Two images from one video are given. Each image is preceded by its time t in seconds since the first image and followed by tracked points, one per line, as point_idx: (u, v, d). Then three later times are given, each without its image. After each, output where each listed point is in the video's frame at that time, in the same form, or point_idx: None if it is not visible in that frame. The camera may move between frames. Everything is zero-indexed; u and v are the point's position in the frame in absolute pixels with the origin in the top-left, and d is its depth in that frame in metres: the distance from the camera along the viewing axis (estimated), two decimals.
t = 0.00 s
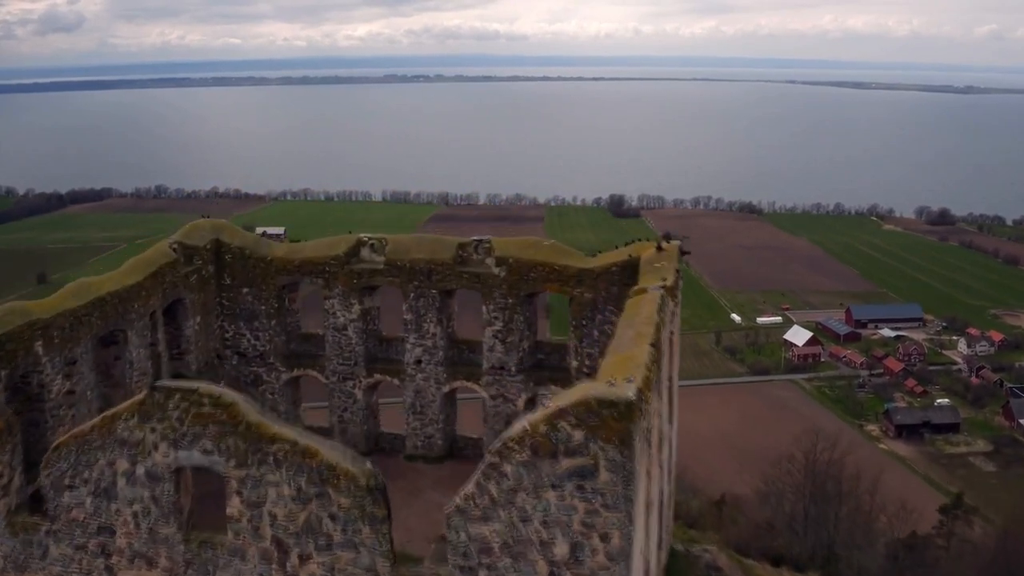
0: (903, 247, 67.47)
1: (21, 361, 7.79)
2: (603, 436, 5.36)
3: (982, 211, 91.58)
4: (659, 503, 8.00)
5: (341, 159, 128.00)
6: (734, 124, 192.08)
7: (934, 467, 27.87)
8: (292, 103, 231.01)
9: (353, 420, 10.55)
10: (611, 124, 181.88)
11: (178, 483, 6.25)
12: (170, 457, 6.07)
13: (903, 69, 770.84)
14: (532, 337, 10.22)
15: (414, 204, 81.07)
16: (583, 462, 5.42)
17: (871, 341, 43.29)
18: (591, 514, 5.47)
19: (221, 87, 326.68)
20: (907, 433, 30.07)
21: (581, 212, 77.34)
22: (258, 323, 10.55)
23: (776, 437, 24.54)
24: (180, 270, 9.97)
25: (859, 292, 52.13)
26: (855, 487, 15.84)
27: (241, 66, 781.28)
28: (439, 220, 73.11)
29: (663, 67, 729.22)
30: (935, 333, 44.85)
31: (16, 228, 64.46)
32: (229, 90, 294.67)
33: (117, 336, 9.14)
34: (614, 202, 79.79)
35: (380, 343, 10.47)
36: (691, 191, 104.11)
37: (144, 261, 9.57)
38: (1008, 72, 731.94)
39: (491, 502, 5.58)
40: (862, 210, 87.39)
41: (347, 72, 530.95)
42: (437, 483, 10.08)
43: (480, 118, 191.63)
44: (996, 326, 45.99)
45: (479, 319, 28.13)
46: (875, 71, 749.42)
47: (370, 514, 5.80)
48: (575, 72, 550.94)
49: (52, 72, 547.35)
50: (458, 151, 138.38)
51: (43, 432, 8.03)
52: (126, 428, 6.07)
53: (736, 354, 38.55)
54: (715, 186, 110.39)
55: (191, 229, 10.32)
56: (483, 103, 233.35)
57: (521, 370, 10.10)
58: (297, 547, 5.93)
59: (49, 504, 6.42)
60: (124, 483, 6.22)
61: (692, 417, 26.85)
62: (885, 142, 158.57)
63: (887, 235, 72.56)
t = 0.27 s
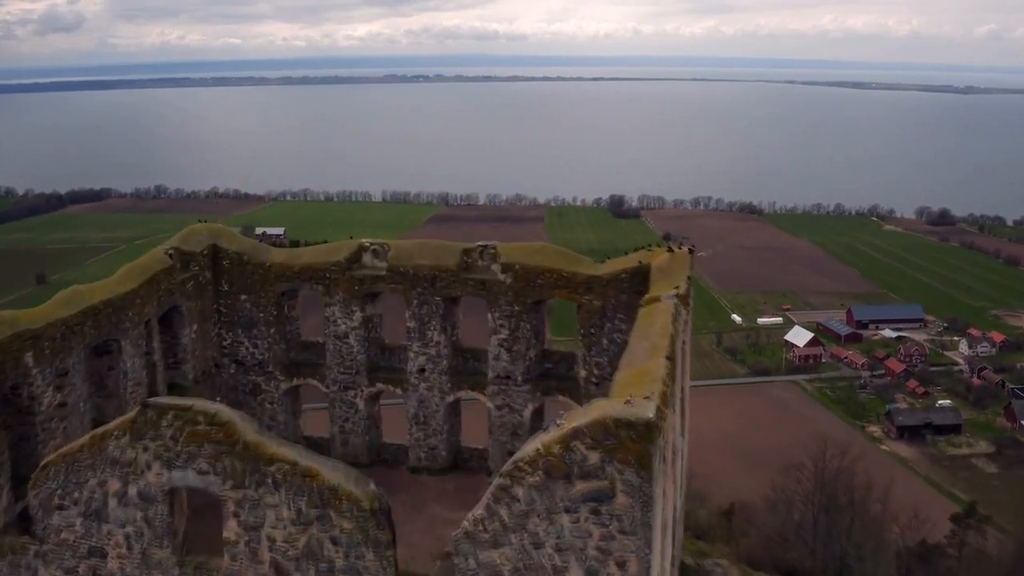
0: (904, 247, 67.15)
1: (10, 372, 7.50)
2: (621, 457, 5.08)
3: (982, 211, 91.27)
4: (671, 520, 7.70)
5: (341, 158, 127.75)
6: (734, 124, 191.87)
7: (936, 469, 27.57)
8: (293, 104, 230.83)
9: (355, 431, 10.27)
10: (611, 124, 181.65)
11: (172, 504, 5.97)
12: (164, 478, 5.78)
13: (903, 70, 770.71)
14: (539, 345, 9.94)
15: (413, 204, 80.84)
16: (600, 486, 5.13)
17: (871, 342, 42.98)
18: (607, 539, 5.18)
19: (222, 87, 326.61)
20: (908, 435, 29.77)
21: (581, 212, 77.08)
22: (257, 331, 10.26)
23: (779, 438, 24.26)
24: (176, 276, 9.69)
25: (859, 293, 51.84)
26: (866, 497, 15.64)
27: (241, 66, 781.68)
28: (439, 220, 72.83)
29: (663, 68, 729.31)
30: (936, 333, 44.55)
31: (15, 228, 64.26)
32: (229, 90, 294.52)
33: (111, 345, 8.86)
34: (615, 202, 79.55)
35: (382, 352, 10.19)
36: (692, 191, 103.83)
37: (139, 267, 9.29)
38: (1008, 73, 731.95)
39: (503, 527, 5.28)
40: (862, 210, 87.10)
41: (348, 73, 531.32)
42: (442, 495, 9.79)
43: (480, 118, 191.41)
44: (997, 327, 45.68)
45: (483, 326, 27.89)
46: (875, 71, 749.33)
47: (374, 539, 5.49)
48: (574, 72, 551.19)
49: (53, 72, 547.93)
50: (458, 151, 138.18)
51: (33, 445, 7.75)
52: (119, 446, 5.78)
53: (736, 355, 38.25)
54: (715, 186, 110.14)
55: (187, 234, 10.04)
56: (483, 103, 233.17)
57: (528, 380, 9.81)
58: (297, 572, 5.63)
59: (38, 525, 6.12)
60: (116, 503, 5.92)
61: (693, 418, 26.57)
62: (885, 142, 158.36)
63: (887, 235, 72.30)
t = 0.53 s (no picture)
0: (904, 248, 66.86)
1: None
2: (642, 488, 4.73)
3: (983, 212, 90.95)
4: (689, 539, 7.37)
5: (341, 159, 127.51)
6: (734, 124, 191.71)
7: (939, 471, 27.23)
8: (293, 104, 230.66)
9: (356, 445, 9.91)
10: (611, 124, 181.42)
11: (164, 533, 5.63)
12: (155, 505, 5.44)
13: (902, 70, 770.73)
14: (547, 357, 9.60)
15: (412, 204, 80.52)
16: (622, 516, 4.78)
17: (873, 343, 42.65)
18: (631, 572, 4.82)
19: (222, 87, 326.60)
20: (911, 436, 29.42)
21: (580, 213, 76.75)
22: (255, 341, 9.91)
23: (783, 442, 23.93)
24: (170, 284, 9.34)
25: (860, 294, 51.52)
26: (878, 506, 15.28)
27: (242, 66, 783.88)
28: (438, 220, 72.56)
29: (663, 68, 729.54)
30: (938, 334, 44.20)
31: (13, 228, 63.94)
32: (230, 91, 294.50)
33: (103, 358, 8.52)
34: (614, 203, 79.26)
35: (384, 363, 9.88)
36: (692, 191, 103.54)
37: (132, 275, 8.94)
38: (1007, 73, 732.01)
39: (516, 562, 4.93)
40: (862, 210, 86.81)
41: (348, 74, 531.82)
42: (447, 512, 9.42)
43: (479, 118, 191.18)
44: (999, 328, 45.33)
45: (487, 337, 27.45)
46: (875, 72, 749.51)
47: (377, 571, 5.15)
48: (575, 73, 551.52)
49: (54, 73, 548.53)
50: (458, 151, 137.90)
51: (21, 465, 7.44)
52: (107, 471, 5.43)
53: (737, 356, 37.88)
54: (715, 186, 109.85)
55: (183, 240, 9.71)
56: (483, 104, 232.95)
57: (536, 393, 9.47)
58: None
59: (21, 554, 5.74)
60: (104, 532, 5.58)
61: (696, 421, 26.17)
62: (885, 142, 158.18)
63: (887, 235, 72.01)
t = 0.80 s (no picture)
0: (906, 249, 66.41)
1: None
2: (669, 521, 4.38)
3: (984, 212, 90.51)
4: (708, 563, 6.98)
5: (341, 159, 127.13)
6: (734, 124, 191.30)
7: (941, 473, 26.83)
8: (293, 104, 230.32)
9: (357, 459, 9.55)
10: (611, 124, 181.01)
11: (155, 563, 5.28)
12: (144, 536, 5.09)
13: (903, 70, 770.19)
14: (557, 367, 9.24)
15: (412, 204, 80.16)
16: (646, 553, 4.44)
17: (875, 344, 42.22)
18: None
19: (222, 87, 326.21)
20: (913, 438, 29.03)
21: (580, 213, 76.36)
22: (253, 352, 9.57)
23: (788, 445, 23.61)
24: (166, 293, 9.00)
25: (861, 295, 51.11)
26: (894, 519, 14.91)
27: (243, 66, 783.63)
28: (437, 221, 72.16)
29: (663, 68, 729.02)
30: (939, 335, 43.79)
31: (10, 229, 63.59)
32: (230, 91, 294.11)
33: (94, 371, 8.17)
34: (614, 203, 78.88)
35: (387, 374, 9.53)
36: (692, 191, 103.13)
37: (125, 283, 8.60)
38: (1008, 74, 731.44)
39: None
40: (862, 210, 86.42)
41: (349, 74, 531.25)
42: (452, 528, 9.05)
43: (479, 119, 190.85)
44: (1001, 329, 44.90)
45: (491, 337, 26.78)
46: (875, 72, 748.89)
47: None
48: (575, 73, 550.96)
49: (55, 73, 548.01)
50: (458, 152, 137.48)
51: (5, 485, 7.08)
52: (93, 500, 5.11)
53: (738, 357, 37.48)
54: (716, 186, 109.43)
55: (178, 248, 9.35)
56: (484, 104, 232.59)
57: (544, 405, 9.11)
58: None
59: None
60: (91, 564, 5.24)
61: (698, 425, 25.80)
62: (885, 142, 157.80)
63: (888, 236, 71.62)
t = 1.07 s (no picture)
0: (906, 249, 66.02)
1: None
2: (701, 560, 4.03)
3: (985, 212, 90.09)
4: None
5: (341, 159, 126.80)
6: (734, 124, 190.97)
7: (944, 474, 26.43)
8: (294, 104, 230.13)
9: (358, 473, 9.20)
10: (611, 124, 180.67)
11: None
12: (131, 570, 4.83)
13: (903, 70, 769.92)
14: (566, 380, 8.90)
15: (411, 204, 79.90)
16: None
17: (876, 345, 41.80)
18: None
19: (223, 87, 326.04)
20: (915, 439, 28.66)
21: (580, 213, 75.98)
22: (251, 363, 9.23)
23: (790, 449, 23.33)
24: (159, 303, 8.67)
25: (862, 296, 50.71)
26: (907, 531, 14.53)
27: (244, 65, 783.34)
28: (436, 221, 71.80)
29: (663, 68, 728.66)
30: (941, 336, 43.39)
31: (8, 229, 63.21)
32: (231, 91, 293.95)
33: (83, 386, 7.82)
34: (614, 203, 78.49)
35: (389, 385, 9.18)
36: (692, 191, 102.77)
37: (117, 291, 8.25)
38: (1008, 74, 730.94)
39: None
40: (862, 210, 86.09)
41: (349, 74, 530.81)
42: (456, 547, 8.70)
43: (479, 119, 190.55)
44: (1003, 329, 44.49)
45: (500, 358, 26.27)
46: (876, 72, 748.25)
47: None
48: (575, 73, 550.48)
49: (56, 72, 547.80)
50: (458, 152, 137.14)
51: None
52: (77, 531, 4.88)
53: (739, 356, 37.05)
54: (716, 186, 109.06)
55: (173, 254, 9.00)
56: (484, 104, 232.32)
57: (554, 419, 8.76)
58: None
59: None
60: None
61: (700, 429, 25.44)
62: (885, 142, 157.45)
63: (888, 236, 71.25)
